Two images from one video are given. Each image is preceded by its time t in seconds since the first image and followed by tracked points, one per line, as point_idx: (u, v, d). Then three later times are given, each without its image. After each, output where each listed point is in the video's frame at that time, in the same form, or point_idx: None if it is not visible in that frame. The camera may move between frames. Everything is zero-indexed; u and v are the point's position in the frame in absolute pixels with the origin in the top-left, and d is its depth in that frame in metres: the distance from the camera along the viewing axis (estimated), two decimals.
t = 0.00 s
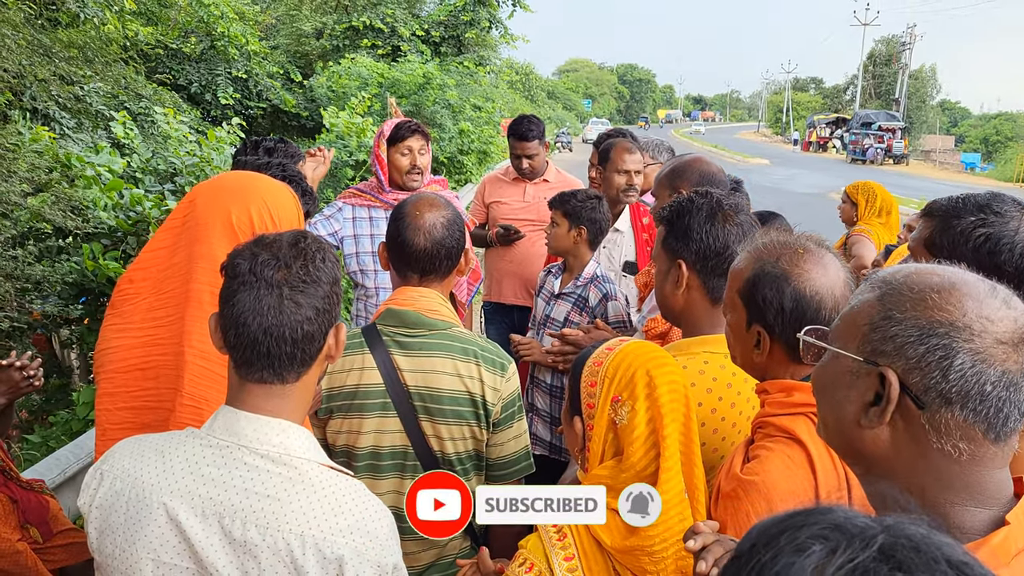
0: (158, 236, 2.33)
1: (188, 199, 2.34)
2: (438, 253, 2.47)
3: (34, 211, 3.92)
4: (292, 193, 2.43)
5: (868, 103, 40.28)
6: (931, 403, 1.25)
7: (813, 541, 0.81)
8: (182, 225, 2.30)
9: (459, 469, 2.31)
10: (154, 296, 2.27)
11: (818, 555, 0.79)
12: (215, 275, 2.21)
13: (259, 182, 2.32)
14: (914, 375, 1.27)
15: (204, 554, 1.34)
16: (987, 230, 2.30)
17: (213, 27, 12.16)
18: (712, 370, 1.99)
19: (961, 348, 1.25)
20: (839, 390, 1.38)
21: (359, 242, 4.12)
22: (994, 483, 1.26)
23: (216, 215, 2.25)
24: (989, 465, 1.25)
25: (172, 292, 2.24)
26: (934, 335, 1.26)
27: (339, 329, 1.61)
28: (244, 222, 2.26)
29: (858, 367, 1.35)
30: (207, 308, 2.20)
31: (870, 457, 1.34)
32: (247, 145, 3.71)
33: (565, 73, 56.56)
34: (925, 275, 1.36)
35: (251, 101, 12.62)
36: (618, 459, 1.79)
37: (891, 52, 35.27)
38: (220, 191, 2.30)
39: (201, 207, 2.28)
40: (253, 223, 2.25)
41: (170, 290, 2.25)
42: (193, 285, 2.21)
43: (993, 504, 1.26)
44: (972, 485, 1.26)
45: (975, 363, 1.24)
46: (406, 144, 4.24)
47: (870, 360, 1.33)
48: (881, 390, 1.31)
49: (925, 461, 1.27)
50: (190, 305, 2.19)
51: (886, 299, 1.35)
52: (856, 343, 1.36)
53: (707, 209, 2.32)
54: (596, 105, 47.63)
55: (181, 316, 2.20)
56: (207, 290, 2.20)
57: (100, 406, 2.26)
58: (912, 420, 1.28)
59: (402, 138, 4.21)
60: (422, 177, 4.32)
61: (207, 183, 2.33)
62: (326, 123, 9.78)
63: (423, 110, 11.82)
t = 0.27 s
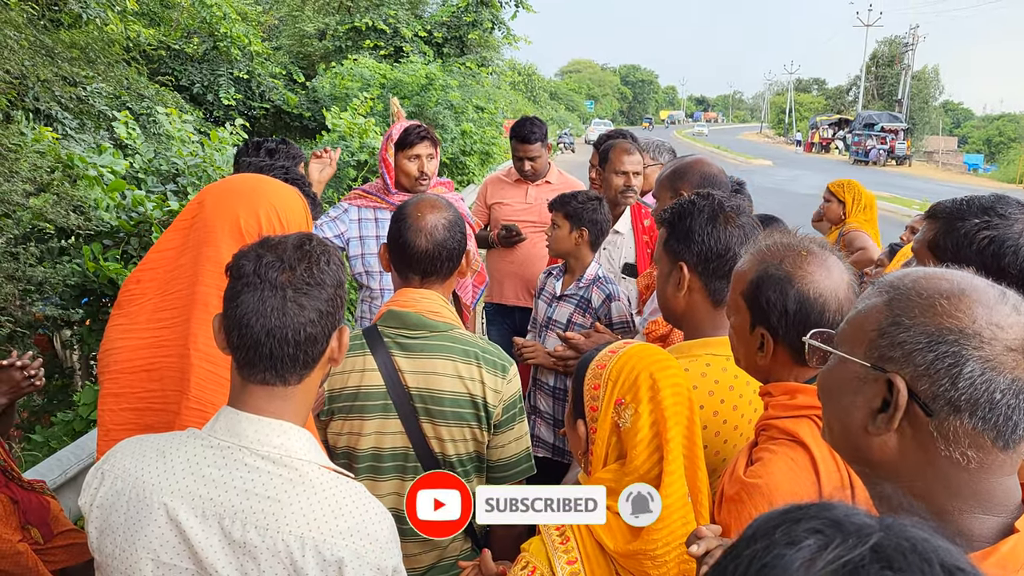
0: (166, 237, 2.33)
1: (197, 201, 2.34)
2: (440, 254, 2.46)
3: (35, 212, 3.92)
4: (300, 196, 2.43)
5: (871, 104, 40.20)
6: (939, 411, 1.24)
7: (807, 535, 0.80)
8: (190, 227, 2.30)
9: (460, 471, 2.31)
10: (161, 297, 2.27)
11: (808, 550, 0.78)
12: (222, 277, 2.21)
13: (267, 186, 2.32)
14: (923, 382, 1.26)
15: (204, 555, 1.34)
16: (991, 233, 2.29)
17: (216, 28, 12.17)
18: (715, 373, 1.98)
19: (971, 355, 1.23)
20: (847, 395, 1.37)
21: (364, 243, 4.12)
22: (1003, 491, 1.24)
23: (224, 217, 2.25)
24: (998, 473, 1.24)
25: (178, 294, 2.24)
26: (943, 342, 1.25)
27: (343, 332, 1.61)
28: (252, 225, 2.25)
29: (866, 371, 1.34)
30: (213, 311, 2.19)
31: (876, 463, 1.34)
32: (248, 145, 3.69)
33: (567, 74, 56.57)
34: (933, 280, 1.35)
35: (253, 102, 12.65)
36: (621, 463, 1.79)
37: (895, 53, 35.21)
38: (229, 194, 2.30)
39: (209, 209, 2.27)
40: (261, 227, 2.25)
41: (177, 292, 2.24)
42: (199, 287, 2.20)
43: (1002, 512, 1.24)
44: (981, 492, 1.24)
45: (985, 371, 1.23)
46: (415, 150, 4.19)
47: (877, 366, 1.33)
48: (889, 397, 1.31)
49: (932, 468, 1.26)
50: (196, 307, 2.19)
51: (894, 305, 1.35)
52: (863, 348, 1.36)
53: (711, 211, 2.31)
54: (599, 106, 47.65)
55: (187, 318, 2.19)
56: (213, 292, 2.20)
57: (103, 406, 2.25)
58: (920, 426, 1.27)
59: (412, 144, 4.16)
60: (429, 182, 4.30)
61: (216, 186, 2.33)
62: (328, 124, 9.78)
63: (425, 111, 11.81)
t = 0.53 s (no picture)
0: (164, 238, 2.33)
1: (195, 202, 2.34)
2: (440, 254, 2.46)
3: (35, 212, 3.92)
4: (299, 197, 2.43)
5: (872, 104, 40.16)
6: (942, 410, 1.24)
7: (750, 528, 0.76)
8: (189, 227, 2.30)
9: (460, 471, 2.30)
10: (160, 299, 2.27)
11: (756, 545, 0.75)
12: (220, 277, 2.21)
13: (266, 186, 2.32)
14: (926, 382, 1.26)
15: (202, 556, 1.34)
16: (993, 232, 2.29)
17: (217, 29, 12.17)
18: (716, 373, 1.98)
19: (974, 354, 1.23)
20: (851, 396, 1.36)
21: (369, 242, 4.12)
22: (1006, 489, 1.25)
23: (222, 218, 2.25)
24: (1001, 471, 1.24)
25: (177, 295, 2.24)
26: (946, 342, 1.25)
27: (343, 332, 1.61)
28: (251, 225, 2.26)
29: (868, 372, 1.34)
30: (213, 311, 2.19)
31: (879, 464, 1.33)
32: (246, 147, 3.72)
33: (568, 75, 56.56)
34: (935, 279, 1.35)
35: (254, 102, 12.65)
36: (623, 464, 1.78)
37: (896, 54, 35.19)
38: (227, 194, 2.30)
39: (207, 210, 2.28)
40: (260, 227, 2.25)
41: (176, 293, 2.24)
42: (198, 288, 2.20)
43: (1006, 510, 1.24)
44: (984, 491, 1.24)
45: (988, 369, 1.23)
46: (421, 149, 4.24)
47: (880, 366, 1.32)
48: (893, 397, 1.30)
49: (935, 468, 1.25)
50: (195, 308, 2.18)
51: (896, 304, 1.34)
52: (865, 348, 1.35)
53: (712, 211, 2.31)
54: (600, 107, 47.64)
55: (186, 319, 2.19)
56: (212, 293, 2.19)
57: (103, 408, 2.25)
58: (922, 427, 1.26)
59: (418, 143, 4.21)
60: (434, 183, 4.32)
61: (214, 186, 2.33)
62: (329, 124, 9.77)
63: (426, 112, 11.79)
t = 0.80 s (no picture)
0: (156, 238, 2.33)
1: (185, 200, 2.34)
2: (437, 254, 2.46)
3: (35, 212, 3.92)
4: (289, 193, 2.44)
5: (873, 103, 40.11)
6: (935, 407, 1.24)
7: (692, 537, 0.79)
8: (181, 227, 2.30)
9: (458, 470, 2.30)
10: (154, 299, 2.26)
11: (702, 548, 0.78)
12: (214, 276, 2.21)
13: (257, 184, 2.33)
14: (918, 379, 1.26)
15: (198, 556, 1.34)
16: (992, 231, 2.28)
17: (217, 29, 12.17)
18: (715, 371, 1.98)
19: (964, 351, 1.23)
20: (846, 394, 1.36)
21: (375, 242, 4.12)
22: (1001, 485, 1.25)
23: (214, 216, 2.25)
24: (995, 468, 1.24)
25: (170, 294, 2.24)
26: (937, 339, 1.25)
27: (337, 331, 1.61)
28: (243, 223, 2.26)
29: (861, 370, 1.33)
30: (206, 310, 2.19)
31: (874, 462, 1.33)
32: (245, 146, 3.73)
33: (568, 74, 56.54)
34: (925, 276, 1.35)
35: (254, 102, 12.66)
36: (622, 462, 1.78)
37: (897, 53, 35.15)
38: (218, 192, 2.30)
39: (198, 208, 2.28)
40: (252, 224, 2.26)
41: (169, 292, 2.24)
42: (191, 286, 2.20)
43: (1000, 506, 1.24)
44: (980, 487, 1.24)
45: (979, 365, 1.23)
46: (427, 151, 4.20)
47: (872, 364, 1.32)
48: (884, 395, 1.30)
49: (930, 465, 1.25)
50: (189, 307, 2.19)
51: (887, 302, 1.34)
52: (857, 347, 1.35)
53: (712, 210, 2.31)
54: (600, 106, 47.63)
55: (180, 318, 2.19)
56: (206, 292, 2.20)
57: (98, 408, 2.25)
58: (916, 425, 1.26)
59: (424, 144, 4.16)
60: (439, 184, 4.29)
61: (204, 185, 2.33)
62: (329, 124, 9.78)
63: (426, 112, 11.79)
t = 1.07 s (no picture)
0: (144, 237, 2.32)
1: (171, 199, 2.33)
2: (438, 252, 2.45)
3: (37, 213, 3.92)
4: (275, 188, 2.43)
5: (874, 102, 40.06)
6: (932, 403, 1.24)
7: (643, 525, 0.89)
8: (168, 227, 2.29)
9: (460, 468, 2.31)
10: (145, 298, 2.26)
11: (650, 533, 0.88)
12: (204, 274, 2.21)
13: (243, 180, 2.32)
14: (914, 376, 1.25)
15: (199, 556, 1.34)
16: (993, 228, 2.28)
17: (217, 29, 12.17)
18: (717, 366, 1.97)
19: (960, 347, 1.23)
20: (847, 392, 1.36)
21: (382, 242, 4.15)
22: (1000, 480, 1.25)
23: (201, 215, 2.25)
24: (995, 463, 1.24)
25: (161, 293, 2.23)
26: (933, 335, 1.25)
27: (335, 330, 1.60)
28: (231, 221, 2.26)
29: (858, 368, 1.33)
30: (198, 308, 2.20)
31: (874, 459, 1.33)
32: (246, 146, 3.72)
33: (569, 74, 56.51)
34: (920, 272, 1.34)
35: (255, 102, 12.66)
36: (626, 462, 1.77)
37: (898, 51, 35.13)
38: (204, 190, 2.29)
39: (185, 207, 2.27)
40: (240, 222, 2.26)
41: (159, 292, 2.24)
42: (182, 285, 2.20)
43: (999, 500, 1.24)
44: (980, 483, 1.24)
45: (975, 361, 1.22)
46: (434, 153, 4.23)
47: (869, 361, 1.32)
48: (882, 392, 1.30)
49: (929, 461, 1.25)
50: (181, 307, 2.19)
51: (883, 300, 1.34)
52: (854, 344, 1.35)
53: (719, 207, 2.29)
54: (601, 106, 47.61)
55: (171, 318, 2.19)
56: (198, 291, 2.20)
57: (95, 408, 2.25)
58: (914, 421, 1.26)
59: (432, 146, 4.20)
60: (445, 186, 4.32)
61: (190, 184, 2.32)
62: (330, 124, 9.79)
63: (427, 111, 11.79)
